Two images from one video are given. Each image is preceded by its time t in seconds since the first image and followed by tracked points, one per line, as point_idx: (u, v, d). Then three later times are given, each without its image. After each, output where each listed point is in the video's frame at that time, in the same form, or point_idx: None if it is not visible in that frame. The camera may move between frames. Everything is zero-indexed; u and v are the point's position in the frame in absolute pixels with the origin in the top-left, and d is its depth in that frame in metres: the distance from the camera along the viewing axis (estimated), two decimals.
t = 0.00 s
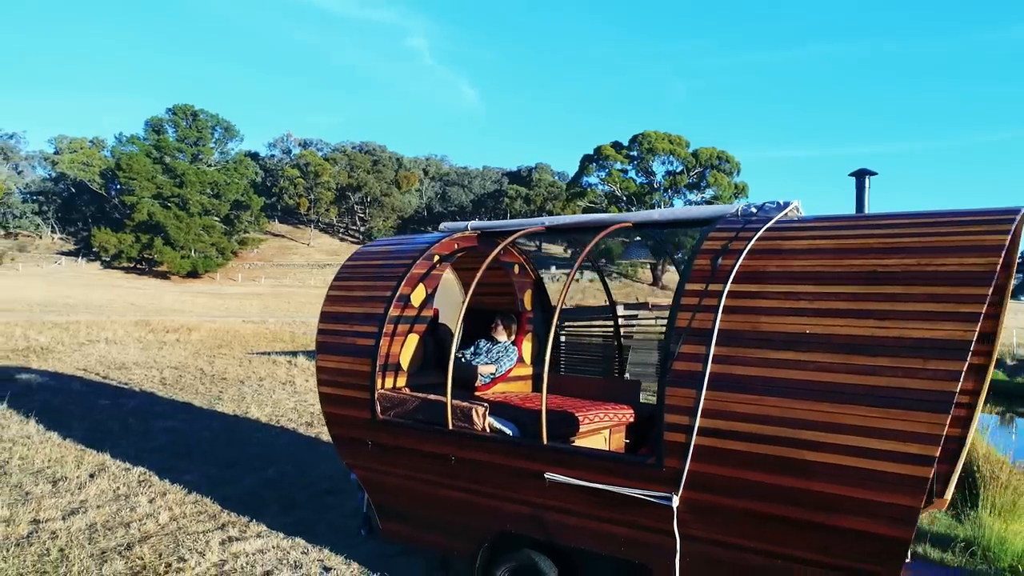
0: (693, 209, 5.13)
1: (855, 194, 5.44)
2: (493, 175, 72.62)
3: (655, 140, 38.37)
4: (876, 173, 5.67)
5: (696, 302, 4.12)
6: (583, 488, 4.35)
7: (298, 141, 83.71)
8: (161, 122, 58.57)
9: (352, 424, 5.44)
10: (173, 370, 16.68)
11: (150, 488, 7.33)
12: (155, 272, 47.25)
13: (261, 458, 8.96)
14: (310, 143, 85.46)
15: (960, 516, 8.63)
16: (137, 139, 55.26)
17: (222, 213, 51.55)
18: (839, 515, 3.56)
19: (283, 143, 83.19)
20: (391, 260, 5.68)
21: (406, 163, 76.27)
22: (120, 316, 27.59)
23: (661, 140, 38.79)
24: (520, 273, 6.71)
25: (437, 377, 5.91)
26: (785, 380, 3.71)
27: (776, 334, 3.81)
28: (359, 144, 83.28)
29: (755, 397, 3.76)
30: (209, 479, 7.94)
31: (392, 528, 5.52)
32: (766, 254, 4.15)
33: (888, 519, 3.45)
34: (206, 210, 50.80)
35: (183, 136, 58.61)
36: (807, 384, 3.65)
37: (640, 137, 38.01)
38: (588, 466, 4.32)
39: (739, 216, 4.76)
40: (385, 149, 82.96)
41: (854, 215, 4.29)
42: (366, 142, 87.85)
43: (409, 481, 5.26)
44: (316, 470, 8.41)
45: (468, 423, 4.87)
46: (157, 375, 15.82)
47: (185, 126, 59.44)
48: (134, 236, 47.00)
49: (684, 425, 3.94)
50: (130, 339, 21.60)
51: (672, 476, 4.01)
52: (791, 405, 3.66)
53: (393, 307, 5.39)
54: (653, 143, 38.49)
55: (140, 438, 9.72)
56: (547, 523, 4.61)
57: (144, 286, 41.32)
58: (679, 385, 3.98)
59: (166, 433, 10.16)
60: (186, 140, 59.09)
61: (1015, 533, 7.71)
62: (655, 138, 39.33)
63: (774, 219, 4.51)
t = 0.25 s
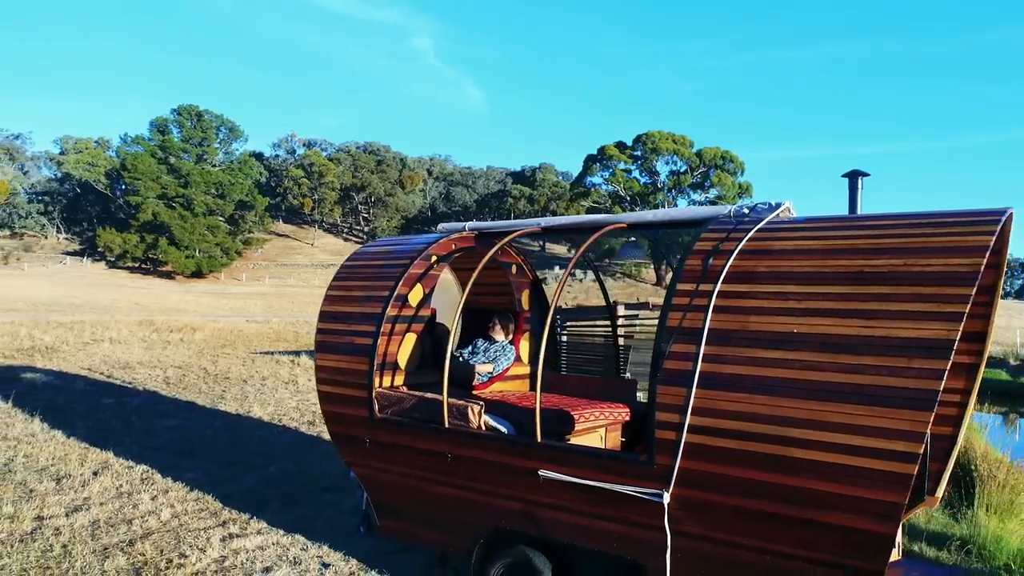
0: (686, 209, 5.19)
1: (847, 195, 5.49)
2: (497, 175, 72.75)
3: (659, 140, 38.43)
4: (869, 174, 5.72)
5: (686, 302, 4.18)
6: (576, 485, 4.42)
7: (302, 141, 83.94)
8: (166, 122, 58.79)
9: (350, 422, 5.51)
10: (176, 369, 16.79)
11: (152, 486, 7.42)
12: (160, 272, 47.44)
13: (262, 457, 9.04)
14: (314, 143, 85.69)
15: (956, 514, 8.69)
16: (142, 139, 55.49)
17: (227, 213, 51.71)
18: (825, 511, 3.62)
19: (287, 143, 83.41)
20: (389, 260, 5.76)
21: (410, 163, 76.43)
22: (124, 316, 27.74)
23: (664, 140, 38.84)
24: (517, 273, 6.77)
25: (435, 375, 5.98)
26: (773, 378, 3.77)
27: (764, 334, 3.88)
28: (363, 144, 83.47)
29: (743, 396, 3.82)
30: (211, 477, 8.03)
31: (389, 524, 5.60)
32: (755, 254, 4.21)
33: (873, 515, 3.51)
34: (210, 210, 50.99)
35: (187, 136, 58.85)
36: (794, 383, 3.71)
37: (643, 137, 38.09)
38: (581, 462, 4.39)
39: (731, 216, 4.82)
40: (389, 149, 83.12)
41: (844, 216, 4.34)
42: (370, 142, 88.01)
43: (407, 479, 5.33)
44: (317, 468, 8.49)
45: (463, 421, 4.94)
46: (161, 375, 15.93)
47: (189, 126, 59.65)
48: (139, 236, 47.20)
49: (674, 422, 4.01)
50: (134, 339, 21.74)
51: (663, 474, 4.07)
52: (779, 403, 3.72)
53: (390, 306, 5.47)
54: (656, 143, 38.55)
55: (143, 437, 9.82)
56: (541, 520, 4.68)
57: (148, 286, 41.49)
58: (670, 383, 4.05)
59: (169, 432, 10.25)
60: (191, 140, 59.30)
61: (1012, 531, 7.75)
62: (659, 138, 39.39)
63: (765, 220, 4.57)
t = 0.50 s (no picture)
0: (681, 210, 5.25)
1: (840, 196, 5.56)
2: (501, 175, 72.96)
3: (662, 140, 38.50)
4: (861, 175, 5.79)
5: (677, 302, 4.26)
6: (569, 481, 4.50)
7: (306, 141, 84.26)
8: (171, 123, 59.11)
9: (349, 420, 5.60)
10: (180, 369, 16.92)
11: (155, 483, 7.51)
12: (165, 272, 47.65)
13: (264, 455, 9.14)
14: (319, 144, 86.28)
15: (954, 512, 8.73)
16: (147, 140, 55.76)
17: (231, 214, 51.90)
18: (812, 506, 3.69)
19: (291, 144, 83.68)
20: (387, 261, 5.83)
21: (414, 164, 76.58)
22: (129, 316, 27.90)
23: (668, 139, 38.90)
24: (515, 273, 6.84)
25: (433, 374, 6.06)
26: (762, 377, 3.84)
27: (753, 333, 3.95)
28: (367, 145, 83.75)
29: (732, 393, 3.89)
30: (214, 475, 8.12)
31: (387, 520, 5.68)
32: (745, 255, 4.28)
33: (858, 511, 3.58)
34: (215, 211, 51.19)
35: (192, 137, 59.26)
36: (782, 381, 3.78)
37: (647, 137, 38.18)
38: (574, 459, 4.47)
39: (723, 217, 4.89)
40: (393, 150, 83.31)
41: (833, 217, 4.41)
42: (374, 143, 88.24)
43: (404, 476, 5.41)
44: (318, 466, 8.58)
45: (459, 419, 5.01)
46: (165, 374, 16.05)
47: (194, 127, 59.99)
48: (144, 236, 47.44)
49: (664, 420, 4.08)
50: (139, 339, 21.90)
51: (654, 470, 4.15)
52: (768, 402, 3.78)
53: (389, 306, 5.55)
54: (660, 143, 38.62)
55: (146, 435, 9.92)
56: (536, 516, 4.76)
57: (153, 286, 41.69)
58: (660, 381, 4.12)
59: (172, 430, 10.35)
60: (195, 141, 59.62)
61: (1006, 529, 7.80)
62: (663, 138, 39.45)
63: (757, 221, 4.64)
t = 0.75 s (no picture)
0: (676, 210, 5.31)
1: (833, 196, 5.61)
2: (504, 176, 73.11)
3: (666, 140, 38.51)
4: (855, 176, 5.84)
5: (670, 302, 4.33)
6: (564, 478, 4.57)
7: (310, 141, 84.46)
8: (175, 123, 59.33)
9: (348, 418, 5.68)
10: (184, 368, 17.03)
11: (158, 481, 7.60)
12: (169, 272, 47.81)
13: (266, 453, 9.22)
14: (323, 144, 86.53)
15: (952, 511, 8.77)
16: (151, 140, 55.98)
17: (235, 214, 52.04)
18: (801, 503, 3.75)
19: (295, 144, 83.88)
20: (386, 262, 5.91)
21: (418, 164, 76.66)
22: (134, 315, 28.03)
23: (671, 139, 38.91)
24: (514, 274, 6.91)
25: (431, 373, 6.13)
26: (752, 375, 3.89)
27: (743, 332, 4.01)
28: (370, 145, 83.89)
29: (723, 392, 3.95)
30: (216, 473, 8.21)
31: (386, 518, 5.75)
32: (737, 255, 4.35)
33: (846, 506, 3.63)
34: (219, 211, 51.36)
35: (196, 137, 59.52)
36: (771, 380, 3.84)
37: (650, 137, 38.20)
38: (568, 456, 4.53)
39: (717, 218, 4.95)
40: (397, 150, 83.41)
41: (823, 218, 4.46)
42: (377, 143, 88.44)
43: (403, 473, 5.48)
44: (319, 464, 8.65)
45: (456, 417, 5.08)
46: (168, 374, 16.16)
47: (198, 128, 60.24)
48: (148, 237, 47.63)
49: (657, 417, 4.14)
50: (143, 338, 22.02)
51: (646, 467, 4.21)
52: (758, 400, 3.84)
53: (387, 306, 5.62)
54: (663, 143, 38.64)
55: (150, 433, 10.01)
56: (531, 513, 4.82)
57: (158, 286, 41.88)
58: (653, 379, 4.19)
59: (175, 429, 10.45)
60: (199, 142, 59.86)
61: (1003, 528, 7.83)
62: (666, 138, 39.46)
63: (750, 221, 4.70)
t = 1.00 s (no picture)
0: (670, 211, 5.38)
1: (827, 197, 5.68)
2: (509, 176, 73.22)
3: (670, 140, 38.55)
4: (849, 177, 5.90)
5: (662, 302, 4.40)
6: (558, 475, 4.64)
7: (315, 141, 84.71)
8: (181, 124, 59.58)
9: (347, 416, 5.77)
10: (188, 368, 17.14)
11: (161, 478, 7.70)
12: (174, 272, 48.01)
13: (268, 452, 9.31)
14: (327, 144, 86.81)
15: (949, 510, 8.82)
16: (157, 141, 56.22)
17: (240, 214, 52.21)
18: (788, 499, 3.81)
19: (300, 144, 84.08)
20: (385, 262, 6.00)
21: (423, 164, 76.81)
22: (139, 315, 28.19)
23: (676, 139, 38.96)
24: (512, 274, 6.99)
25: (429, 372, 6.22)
26: (742, 374, 3.97)
27: (733, 331, 4.08)
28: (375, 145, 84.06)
29: (712, 390, 4.03)
30: (219, 471, 8.30)
31: (385, 515, 5.83)
32: (727, 255, 4.42)
33: (834, 503, 3.69)
34: (224, 211, 51.56)
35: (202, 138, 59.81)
36: (759, 378, 3.91)
37: (654, 137, 38.26)
38: (562, 453, 4.61)
39: (710, 219, 5.02)
40: (401, 150, 83.57)
41: (814, 219, 4.53)
42: (382, 143, 88.60)
43: (401, 470, 5.56)
44: (320, 462, 8.74)
45: (453, 415, 5.19)
46: (173, 373, 16.27)
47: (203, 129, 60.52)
48: (154, 237, 47.84)
49: (648, 415, 4.22)
50: (148, 338, 22.16)
51: (638, 464, 4.28)
52: (746, 398, 3.91)
53: (386, 306, 5.71)
54: (667, 143, 38.68)
55: (154, 432, 10.11)
56: (526, 509, 4.89)
57: (163, 286, 42.08)
58: (644, 378, 4.27)
59: (179, 428, 10.55)
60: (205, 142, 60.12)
61: (999, 527, 7.87)
62: (671, 138, 39.50)
63: (742, 222, 4.77)
